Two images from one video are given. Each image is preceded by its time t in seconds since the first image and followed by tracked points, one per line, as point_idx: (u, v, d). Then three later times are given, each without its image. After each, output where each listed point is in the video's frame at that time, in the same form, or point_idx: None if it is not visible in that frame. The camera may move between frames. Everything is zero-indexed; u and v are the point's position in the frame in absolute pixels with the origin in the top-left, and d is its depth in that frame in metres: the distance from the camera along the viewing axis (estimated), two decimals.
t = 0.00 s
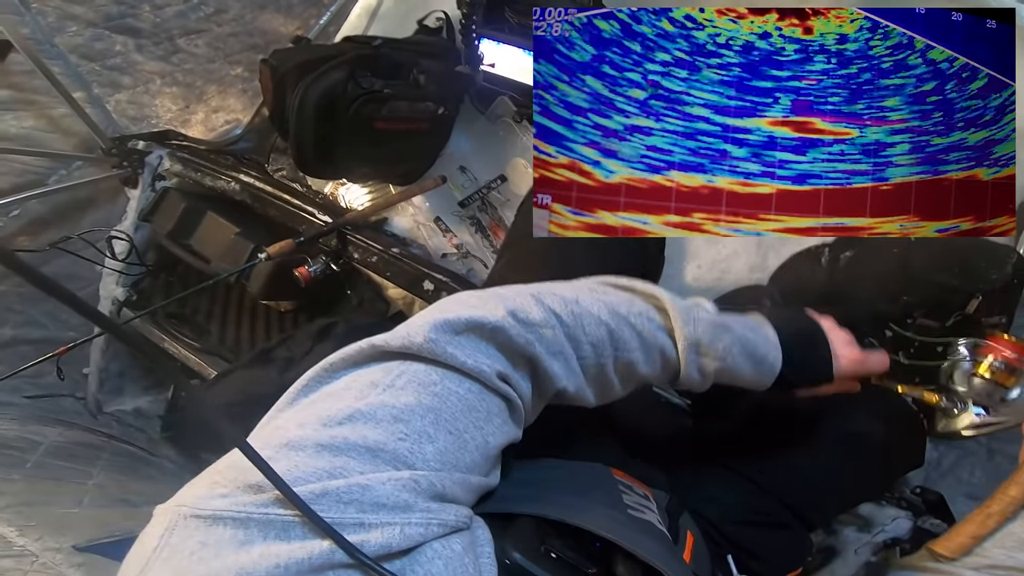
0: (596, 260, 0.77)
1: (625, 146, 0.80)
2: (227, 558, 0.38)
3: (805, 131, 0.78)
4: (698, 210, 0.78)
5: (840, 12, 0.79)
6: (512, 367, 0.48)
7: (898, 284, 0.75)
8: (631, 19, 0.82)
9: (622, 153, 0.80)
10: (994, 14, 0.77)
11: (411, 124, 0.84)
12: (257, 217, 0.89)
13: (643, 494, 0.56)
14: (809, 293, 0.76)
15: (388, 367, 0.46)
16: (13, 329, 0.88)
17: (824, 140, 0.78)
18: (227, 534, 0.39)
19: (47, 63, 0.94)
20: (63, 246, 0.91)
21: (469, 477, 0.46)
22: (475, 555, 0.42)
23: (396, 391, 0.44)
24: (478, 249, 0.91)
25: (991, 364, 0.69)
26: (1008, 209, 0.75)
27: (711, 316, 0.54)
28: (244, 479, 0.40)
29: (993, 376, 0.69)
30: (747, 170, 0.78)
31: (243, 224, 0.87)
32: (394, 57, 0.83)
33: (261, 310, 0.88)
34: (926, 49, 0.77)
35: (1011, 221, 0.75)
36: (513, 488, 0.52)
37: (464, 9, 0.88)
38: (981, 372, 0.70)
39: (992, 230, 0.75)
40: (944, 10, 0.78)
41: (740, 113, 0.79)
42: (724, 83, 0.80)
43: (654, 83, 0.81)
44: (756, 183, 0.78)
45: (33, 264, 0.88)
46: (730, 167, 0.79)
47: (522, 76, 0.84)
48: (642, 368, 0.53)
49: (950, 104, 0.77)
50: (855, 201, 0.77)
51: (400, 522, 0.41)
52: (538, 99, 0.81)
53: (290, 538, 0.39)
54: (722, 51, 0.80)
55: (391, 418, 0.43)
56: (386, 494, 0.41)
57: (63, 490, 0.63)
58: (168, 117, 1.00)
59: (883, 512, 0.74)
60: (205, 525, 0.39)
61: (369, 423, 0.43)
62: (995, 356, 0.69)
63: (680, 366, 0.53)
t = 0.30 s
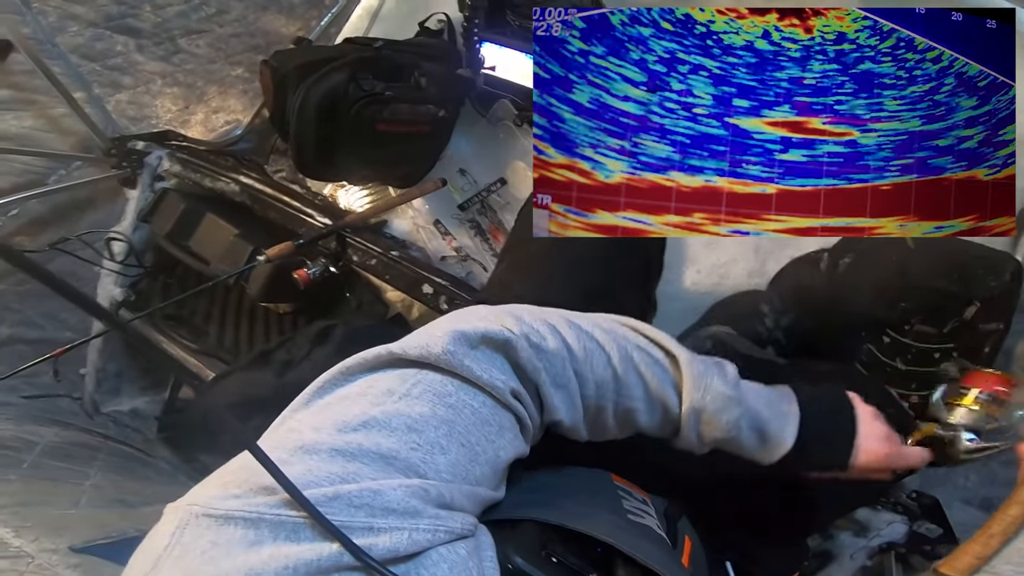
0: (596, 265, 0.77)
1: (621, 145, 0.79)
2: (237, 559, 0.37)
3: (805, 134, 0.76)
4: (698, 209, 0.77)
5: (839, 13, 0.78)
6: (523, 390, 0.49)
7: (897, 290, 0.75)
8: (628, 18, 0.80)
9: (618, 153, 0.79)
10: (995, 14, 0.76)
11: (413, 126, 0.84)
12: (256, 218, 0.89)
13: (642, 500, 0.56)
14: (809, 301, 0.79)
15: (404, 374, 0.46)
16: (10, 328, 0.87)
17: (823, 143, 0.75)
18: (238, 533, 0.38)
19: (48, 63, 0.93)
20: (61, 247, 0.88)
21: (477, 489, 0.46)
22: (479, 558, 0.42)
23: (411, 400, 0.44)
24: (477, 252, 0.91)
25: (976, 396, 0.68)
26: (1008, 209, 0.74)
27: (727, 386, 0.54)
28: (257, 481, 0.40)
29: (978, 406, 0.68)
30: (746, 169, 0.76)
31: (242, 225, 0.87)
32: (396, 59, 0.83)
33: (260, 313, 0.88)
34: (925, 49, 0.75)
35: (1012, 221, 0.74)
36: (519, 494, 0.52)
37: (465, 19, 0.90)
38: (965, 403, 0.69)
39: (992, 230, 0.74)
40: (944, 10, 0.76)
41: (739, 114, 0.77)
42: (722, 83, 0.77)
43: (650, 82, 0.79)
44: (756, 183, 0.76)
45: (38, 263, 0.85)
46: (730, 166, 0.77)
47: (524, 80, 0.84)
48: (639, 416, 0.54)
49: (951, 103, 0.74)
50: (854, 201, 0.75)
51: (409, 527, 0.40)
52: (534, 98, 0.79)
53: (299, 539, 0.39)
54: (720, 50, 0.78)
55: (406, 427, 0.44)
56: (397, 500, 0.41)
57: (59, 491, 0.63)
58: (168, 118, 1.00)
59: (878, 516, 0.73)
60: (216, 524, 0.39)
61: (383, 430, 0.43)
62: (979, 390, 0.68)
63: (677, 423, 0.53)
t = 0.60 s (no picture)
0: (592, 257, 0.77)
1: (624, 146, 0.79)
2: (235, 554, 0.37)
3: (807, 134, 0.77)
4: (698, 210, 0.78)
5: (840, 13, 0.78)
6: (546, 388, 0.49)
7: (889, 284, 0.76)
8: (629, 18, 0.80)
9: (619, 154, 0.79)
10: (995, 15, 0.77)
11: (405, 121, 0.84)
12: (248, 214, 0.88)
13: (640, 491, 0.55)
14: (800, 294, 0.79)
15: (418, 380, 0.46)
16: None
17: (823, 143, 0.77)
18: (236, 530, 0.38)
19: (36, 59, 0.89)
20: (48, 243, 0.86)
21: (486, 496, 0.46)
22: (481, 556, 0.43)
23: (425, 403, 0.45)
24: (471, 247, 0.90)
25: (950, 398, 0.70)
26: (1008, 209, 0.75)
27: (756, 326, 0.54)
28: (257, 477, 0.40)
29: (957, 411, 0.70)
30: (747, 170, 0.77)
31: (234, 221, 0.86)
32: (389, 54, 0.82)
33: (251, 309, 0.88)
34: (925, 48, 0.76)
35: (1011, 220, 0.75)
36: (525, 489, 0.51)
37: (460, 12, 0.89)
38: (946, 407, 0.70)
39: (992, 231, 0.75)
40: (945, 11, 0.77)
41: (739, 115, 0.78)
42: (723, 84, 0.78)
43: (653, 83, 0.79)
44: (756, 183, 0.77)
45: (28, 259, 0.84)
46: (730, 167, 0.78)
47: (519, 74, 0.85)
48: (685, 381, 0.54)
49: (951, 105, 0.75)
50: (854, 200, 0.76)
51: (411, 527, 0.41)
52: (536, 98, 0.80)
53: (298, 536, 0.39)
54: (721, 50, 0.79)
55: (416, 429, 0.44)
56: (399, 499, 0.41)
57: (47, 490, 0.62)
58: (157, 112, 1.00)
59: (872, 510, 0.75)
60: (214, 519, 0.39)
61: (393, 432, 0.43)
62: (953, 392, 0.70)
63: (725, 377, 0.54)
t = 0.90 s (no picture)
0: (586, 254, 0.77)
1: (627, 144, 0.81)
2: (217, 556, 0.37)
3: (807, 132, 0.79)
4: (698, 210, 0.79)
5: (840, 13, 0.80)
6: (531, 382, 0.48)
7: (881, 281, 0.74)
8: (633, 19, 0.82)
9: (621, 153, 0.80)
10: (995, 15, 0.79)
11: (399, 118, 0.83)
12: (241, 211, 0.88)
13: (634, 489, 0.55)
14: (795, 290, 0.77)
15: (401, 375, 0.45)
16: None
17: (823, 143, 0.78)
18: (218, 531, 0.38)
19: (24, 56, 0.88)
20: (38, 241, 0.86)
21: (474, 491, 0.45)
22: (469, 555, 0.42)
23: (408, 399, 0.44)
24: (466, 244, 0.90)
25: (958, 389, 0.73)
26: (1008, 208, 0.76)
27: (739, 318, 0.56)
28: (240, 477, 0.39)
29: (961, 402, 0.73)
30: (746, 170, 0.79)
31: (226, 218, 0.85)
32: (384, 51, 0.83)
33: (244, 307, 0.87)
34: (925, 49, 0.78)
35: (1011, 220, 0.77)
36: (516, 487, 0.51)
37: (454, 5, 0.86)
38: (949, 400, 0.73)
39: (991, 231, 0.76)
40: (945, 10, 0.79)
41: (740, 113, 0.80)
42: (725, 84, 0.80)
43: (656, 82, 0.81)
44: (756, 183, 0.79)
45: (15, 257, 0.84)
46: (730, 167, 0.79)
47: (516, 72, 0.84)
48: (672, 373, 0.54)
49: (950, 104, 0.78)
50: (854, 201, 0.78)
51: (395, 526, 0.40)
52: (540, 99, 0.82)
53: (281, 537, 0.39)
54: (721, 49, 0.81)
55: (400, 426, 0.43)
56: (384, 497, 0.40)
57: (39, 490, 0.62)
58: (148, 110, 0.99)
59: (865, 507, 0.75)
60: (195, 520, 0.38)
61: (376, 429, 0.42)
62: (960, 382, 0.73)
63: (710, 368, 0.54)
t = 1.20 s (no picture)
0: (586, 251, 0.77)
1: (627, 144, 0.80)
2: (206, 562, 0.37)
3: (809, 133, 0.78)
4: (698, 210, 0.79)
5: (840, 13, 0.80)
6: (525, 381, 0.48)
7: (882, 279, 0.74)
8: (631, 18, 0.82)
9: (621, 154, 0.80)
10: (995, 15, 0.79)
11: (398, 115, 0.83)
12: (241, 208, 0.87)
13: (633, 489, 0.55)
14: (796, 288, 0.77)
15: (392, 374, 0.45)
16: None
17: (823, 144, 0.78)
18: (207, 537, 0.38)
19: (23, 53, 0.88)
20: (36, 238, 0.86)
21: (467, 493, 0.45)
22: (463, 557, 0.42)
23: (398, 401, 0.44)
24: (466, 241, 0.90)
25: None
26: (1009, 207, 0.76)
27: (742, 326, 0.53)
28: (229, 483, 0.39)
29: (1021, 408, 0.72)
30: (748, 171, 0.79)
31: (225, 215, 0.85)
32: (384, 47, 0.82)
33: (244, 303, 0.87)
34: (926, 49, 0.78)
35: (1011, 220, 0.76)
36: (511, 487, 0.51)
37: (454, 6, 0.88)
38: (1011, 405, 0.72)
39: (992, 231, 0.76)
40: (945, 10, 0.79)
41: (740, 114, 0.79)
42: (725, 84, 0.80)
43: (656, 82, 0.81)
44: (756, 184, 0.79)
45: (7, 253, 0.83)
46: (732, 168, 0.79)
47: (517, 68, 0.85)
48: (666, 379, 0.53)
49: (950, 104, 0.77)
50: (856, 200, 0.77)
51: (387, 530, 0.40)
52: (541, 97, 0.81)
53: (272, 543, 0.39)
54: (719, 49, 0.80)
55: (390, 428, 0.43)
56: (374, 502, 0.40)
57: (37, 488, 0.62)
58: (147, 106, 0.98)
59: (864, 505, 0.75)
60: (183, 528, 0.38)
61: (367, 433, 0.42)
62: None
63: (706, 377, 0.53)
